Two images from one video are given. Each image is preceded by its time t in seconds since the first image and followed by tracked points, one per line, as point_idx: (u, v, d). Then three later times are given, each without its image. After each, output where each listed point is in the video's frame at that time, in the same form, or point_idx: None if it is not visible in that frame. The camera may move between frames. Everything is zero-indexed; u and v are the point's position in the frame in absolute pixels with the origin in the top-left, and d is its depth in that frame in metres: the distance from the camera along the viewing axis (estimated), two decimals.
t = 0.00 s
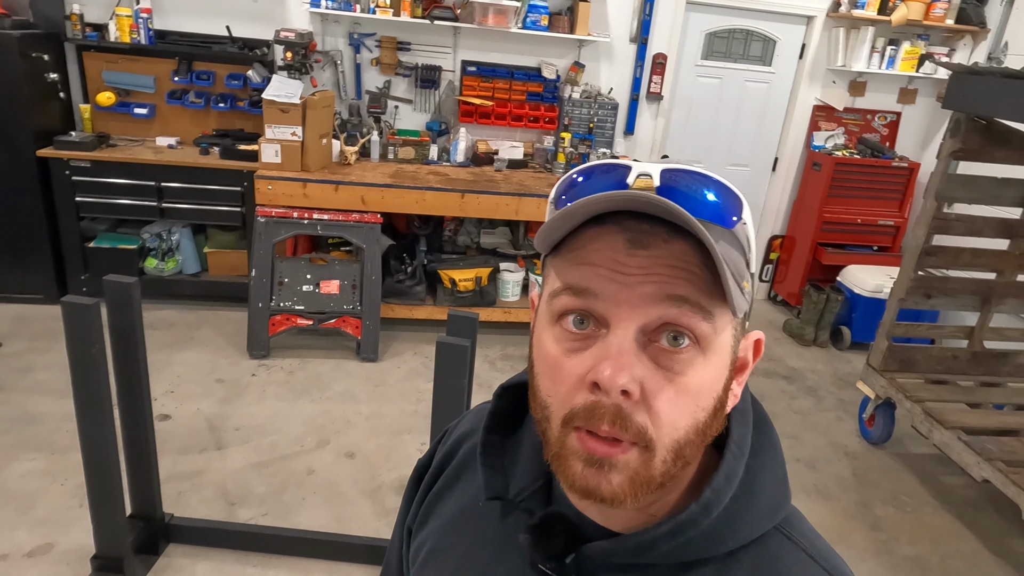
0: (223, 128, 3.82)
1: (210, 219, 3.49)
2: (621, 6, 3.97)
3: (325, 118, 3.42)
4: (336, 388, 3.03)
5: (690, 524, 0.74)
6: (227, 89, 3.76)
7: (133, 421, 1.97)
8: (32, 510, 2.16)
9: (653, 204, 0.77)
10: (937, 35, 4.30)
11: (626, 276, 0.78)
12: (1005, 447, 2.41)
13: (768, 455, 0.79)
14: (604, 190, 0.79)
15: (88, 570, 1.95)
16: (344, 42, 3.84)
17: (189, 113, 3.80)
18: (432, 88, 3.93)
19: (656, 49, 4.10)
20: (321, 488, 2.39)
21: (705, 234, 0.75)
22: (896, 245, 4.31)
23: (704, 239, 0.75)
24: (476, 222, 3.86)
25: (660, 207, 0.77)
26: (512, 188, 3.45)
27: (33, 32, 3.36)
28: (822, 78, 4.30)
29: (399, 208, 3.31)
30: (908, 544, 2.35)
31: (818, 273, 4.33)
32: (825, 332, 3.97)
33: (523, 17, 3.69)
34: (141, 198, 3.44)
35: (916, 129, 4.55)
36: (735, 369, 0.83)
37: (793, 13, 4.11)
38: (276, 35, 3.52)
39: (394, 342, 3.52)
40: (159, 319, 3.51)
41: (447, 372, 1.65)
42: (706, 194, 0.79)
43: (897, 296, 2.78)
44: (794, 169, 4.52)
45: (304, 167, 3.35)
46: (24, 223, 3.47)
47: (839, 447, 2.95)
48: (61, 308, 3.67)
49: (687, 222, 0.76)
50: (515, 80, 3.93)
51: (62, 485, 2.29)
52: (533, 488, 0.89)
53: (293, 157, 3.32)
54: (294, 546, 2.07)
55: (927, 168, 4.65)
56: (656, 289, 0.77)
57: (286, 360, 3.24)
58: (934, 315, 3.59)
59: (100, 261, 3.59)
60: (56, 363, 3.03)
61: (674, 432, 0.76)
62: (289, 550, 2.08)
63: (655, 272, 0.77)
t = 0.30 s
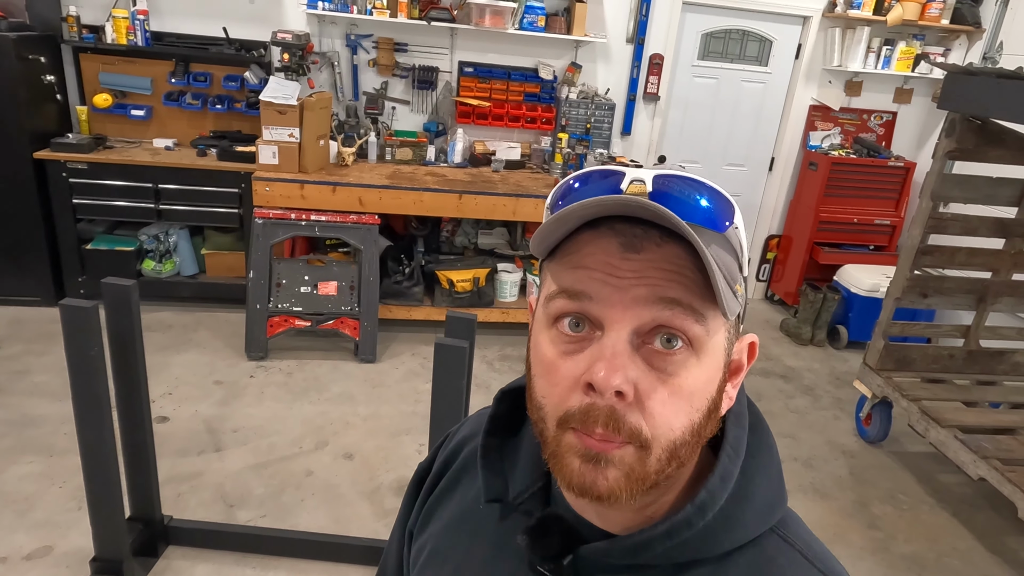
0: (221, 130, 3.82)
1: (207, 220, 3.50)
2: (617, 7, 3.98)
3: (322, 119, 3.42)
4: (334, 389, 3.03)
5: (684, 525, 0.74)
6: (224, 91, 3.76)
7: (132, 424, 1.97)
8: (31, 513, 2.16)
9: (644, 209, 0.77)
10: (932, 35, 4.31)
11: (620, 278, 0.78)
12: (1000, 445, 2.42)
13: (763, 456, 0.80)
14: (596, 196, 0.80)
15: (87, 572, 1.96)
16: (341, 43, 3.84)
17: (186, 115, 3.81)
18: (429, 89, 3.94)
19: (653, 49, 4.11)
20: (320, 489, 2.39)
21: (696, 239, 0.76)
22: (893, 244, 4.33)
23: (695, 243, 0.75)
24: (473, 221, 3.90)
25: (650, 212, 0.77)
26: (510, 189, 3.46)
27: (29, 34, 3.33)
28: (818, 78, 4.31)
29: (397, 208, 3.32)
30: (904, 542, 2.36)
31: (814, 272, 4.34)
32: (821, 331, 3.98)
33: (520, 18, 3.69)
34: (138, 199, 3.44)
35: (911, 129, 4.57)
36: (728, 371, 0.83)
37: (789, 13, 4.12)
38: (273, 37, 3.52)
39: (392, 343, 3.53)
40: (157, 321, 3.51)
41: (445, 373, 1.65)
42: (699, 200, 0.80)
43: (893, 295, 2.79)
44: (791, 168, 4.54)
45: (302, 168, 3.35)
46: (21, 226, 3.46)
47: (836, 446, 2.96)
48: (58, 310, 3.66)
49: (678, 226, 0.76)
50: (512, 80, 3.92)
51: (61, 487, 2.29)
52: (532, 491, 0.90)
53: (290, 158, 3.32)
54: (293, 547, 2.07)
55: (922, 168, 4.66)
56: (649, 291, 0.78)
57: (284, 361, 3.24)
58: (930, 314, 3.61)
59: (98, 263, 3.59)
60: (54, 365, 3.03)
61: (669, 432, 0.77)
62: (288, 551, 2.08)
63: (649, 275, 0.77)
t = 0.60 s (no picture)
0: (220, 129, 3.82)
1: (207, 219, 3.49)
2: (617, 7, 3.98)
3: (322, 118, 3.42)
4: (334, 389, 3.03)
5: (689, 530, 0.74)
6: (223, 90, 3.76)
7: (131, 423, 1.96)
8: (30, 513, 2.16)
9: (650, 211, 0.77)
10: (932, 35, 4.31)
11: (624, 282, 0.78)
12: (1000, 445, 2.43)
13: (767, 461, 0.80)
14: (601, 198, 0.79)
15: (86, 572, 1.96)
16: (340, 42, 3.84)
17: (185, 114, 3.80)
18: (429, 89, 3.93)
19: (652, 49, 4.11)
20: (319, 489, 2.39)
21: (701, 242, 0.76)
22: (893, 244, 4.33)
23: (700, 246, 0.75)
24: (473, 221, 3.88)
25: (656, 215, 0.77)
26: (509, 188, 3.46)
27: (27, 32, 3.34)
28: (818, 78, 4.31)
29: (397, 208, 3.32)
30: (904, 542, 2.36)
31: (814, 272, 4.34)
32: (821, 331, 3.99)
33: (520, 17, 3.69)
34: (137, 199, 3.43)
35: (911, 129, 4.57)
36: (734, 375, 0.83)
37: (789, 13, 4.12)
38: (273, 36, 3.51)
39: (391, 342, 3.52)
40: (156, 320, 3.50)
41: (445, 374, 1.65)
42: (705, 202, 0.80)
43: (892, 295, 2.79)
44: (790, 168, 4.54)
45: (302, 168, 3.35)
46: (19, 225, 3.46)
47: (835, 446, 2.96)
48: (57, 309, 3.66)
49: (683, 229, 0.77)
50: (512, 80, 3.92)
51: (60, 487, 2.29)
52: (535, 494, 0.90)
53: (290, 157, 3.31)
54: (292, 547, 2.07)
55: (922, 168, 4.66)
56: (654, 295, 0.77)
57: (284, 361, 3.24)
58: (929, 314, 3.61)
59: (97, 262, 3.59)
60: (53, 365, 3.03)
61: (674, 436, 0.77)
62: (288, 551, 2.08)
63: (654, 278, 0.77)
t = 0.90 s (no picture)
0: (214, 130, 3.81)
1: (201, 221, 3.48)
2: (611, 7, 3.99)
3: (316, 119, 3.41)
4: (329, 390, 3.03)
5: (685, 527, 0.75)
6: (217, 91, 3.75)
7: (126, 424, 1.96)
8: (24, 515, 2.15)
9: (639, 206, 0.77)
10: (924, 35, 4.33)
11: (617, 278, 0.78)
12: (993, 443, 2.44)
13: (765, 459, 0.80)
14: (591, 195, 0.80)
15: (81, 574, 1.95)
16: (335, 43, 3.84)
17: (179, 115, 3.79)
18: (423, 89, 3.93)
19: (646, 49, 4.12)
20: (315, 490, 2.39)
21: (693, 236, 0.76)
22: (886, 243, 4.35)
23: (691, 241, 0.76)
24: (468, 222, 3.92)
25: (646, 209, 0.78)
26: (504, 188, 3.46)
27: (20, 33, 3.33)
28: (811, 78, 4.33)
29: (391, 209, 3.32)
30: (899, 539, 2.37)
31: (808, 271, 4.36)
32: (815, 330, 4.01)
33: (514, 18, 3.69)
34: (131, 200, 3.42)
35: (904, 129, 4.59)
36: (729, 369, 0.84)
37: (782, 13, 4.14)
38: (267, 36, 3.51)
39: (387, 343, 3.52)
40: (150, 322, 3.49)
41: (441, 373, 1.65)
42: (696, 196, 0.80)
43: (886, 294, 2.81)
44: (784, 168, 4.55)
45: (296, 168, 3.35)
46: (12, 226, 3.44)
47: (830, 444, 2.97)
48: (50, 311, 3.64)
49: (675, 223, 0.77)
50: (507, 81, 3.93)
51: (54, 489, 2.27)
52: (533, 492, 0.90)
53: (284, 158, 3.31)
54: (288, 548, 2.07)
55: (914, 167, 4.69)
56: (647, 291, 0.78)
57: (279, 362, 3.23)
58: (923, 313, 3.63)
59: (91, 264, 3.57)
60: (47, 367, 3.01)
61: (670, 431, 0.77)
62: (284, 552, 2.08)
63: (646, 274, 0.78)
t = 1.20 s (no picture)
0: (211, 129, 3.80)
1: (198, 220, 3.48)
2: (608, 7, 3.99)
3: (313, 119, 3.41)
4: (326, 390, 3.03)
5: (690, 527, 0.75)
6: (214, 90, 3.75)
7: (124, 424, 1.96)
8: (21, 515, 2.14)
9: (642, 210, 0.78)
10: (920, 35, 4.35)
11: (623, 280, 0.79)
12: (988, 441, 2.45)
13: (770, 458, 0.80)
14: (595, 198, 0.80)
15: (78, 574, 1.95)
16: (332, 42, 3.83)
17: (176, 114, 3.78)
18: (421, 89, 3.93)
19: (644, 48, 4.12)
20: (313, 489, 2.39)
21: (697, 238, 0.76)
22: (882, 242, 4.36)
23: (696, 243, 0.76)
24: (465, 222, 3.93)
25: (649, 212, 0.78)
26: (502, 188, 3.46)
27: (16, 32, 3.32)
28: (808, 78, 4.34)
29: (389, 208, 3.32)
30: (895, 538, 2.38)
31: (805, 271, 4.37)
32: (812, 329, 4.01)
33: (511, 17, 3.70)
34: (128, 200, 3.42)
35: (900, 128, 4.61)
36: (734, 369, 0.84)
37: (779, 13, 4.15)
38: (264, 36, 3.51)
39: (384, 343, 3.52)
40: (147, 322, 3.49)
41: (438, 372, 1.65)
42: (701, 197, 0.81)
43: (881, 293, 2.82)
44: (781, 168, 4.56)
45: (293, 168, 3.35)
46: (8, 226, 3.43)
47: (826, 443, 2.98)
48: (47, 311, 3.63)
49: (679, 227, 0.77)
50: (504, 80, 3.95)
51: (51, 489, 2.27)
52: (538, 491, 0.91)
53: (282, 158, 3.31)
54: (285, 547, 2.07)
55: (910, 167, 4.71)
56: (653, 293, 0.78)
57: (276, 362, 3.23)
58: (919, 312, 3.65)
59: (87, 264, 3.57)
60: (43, 367, 3.01)
61: (676, 432, 0.77)
62: (281, 551, 2.08)
63: (652, 276, 0.78)
